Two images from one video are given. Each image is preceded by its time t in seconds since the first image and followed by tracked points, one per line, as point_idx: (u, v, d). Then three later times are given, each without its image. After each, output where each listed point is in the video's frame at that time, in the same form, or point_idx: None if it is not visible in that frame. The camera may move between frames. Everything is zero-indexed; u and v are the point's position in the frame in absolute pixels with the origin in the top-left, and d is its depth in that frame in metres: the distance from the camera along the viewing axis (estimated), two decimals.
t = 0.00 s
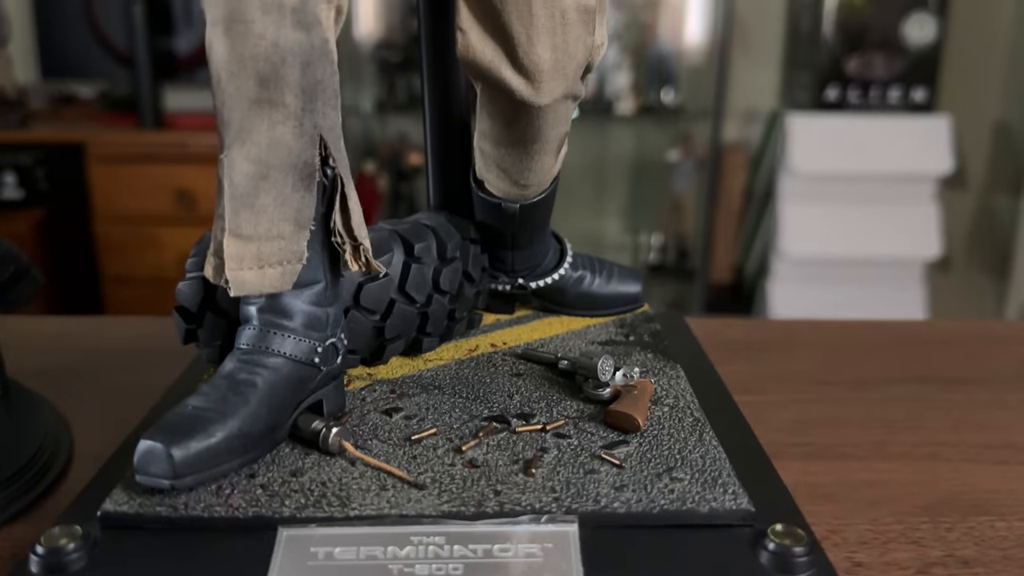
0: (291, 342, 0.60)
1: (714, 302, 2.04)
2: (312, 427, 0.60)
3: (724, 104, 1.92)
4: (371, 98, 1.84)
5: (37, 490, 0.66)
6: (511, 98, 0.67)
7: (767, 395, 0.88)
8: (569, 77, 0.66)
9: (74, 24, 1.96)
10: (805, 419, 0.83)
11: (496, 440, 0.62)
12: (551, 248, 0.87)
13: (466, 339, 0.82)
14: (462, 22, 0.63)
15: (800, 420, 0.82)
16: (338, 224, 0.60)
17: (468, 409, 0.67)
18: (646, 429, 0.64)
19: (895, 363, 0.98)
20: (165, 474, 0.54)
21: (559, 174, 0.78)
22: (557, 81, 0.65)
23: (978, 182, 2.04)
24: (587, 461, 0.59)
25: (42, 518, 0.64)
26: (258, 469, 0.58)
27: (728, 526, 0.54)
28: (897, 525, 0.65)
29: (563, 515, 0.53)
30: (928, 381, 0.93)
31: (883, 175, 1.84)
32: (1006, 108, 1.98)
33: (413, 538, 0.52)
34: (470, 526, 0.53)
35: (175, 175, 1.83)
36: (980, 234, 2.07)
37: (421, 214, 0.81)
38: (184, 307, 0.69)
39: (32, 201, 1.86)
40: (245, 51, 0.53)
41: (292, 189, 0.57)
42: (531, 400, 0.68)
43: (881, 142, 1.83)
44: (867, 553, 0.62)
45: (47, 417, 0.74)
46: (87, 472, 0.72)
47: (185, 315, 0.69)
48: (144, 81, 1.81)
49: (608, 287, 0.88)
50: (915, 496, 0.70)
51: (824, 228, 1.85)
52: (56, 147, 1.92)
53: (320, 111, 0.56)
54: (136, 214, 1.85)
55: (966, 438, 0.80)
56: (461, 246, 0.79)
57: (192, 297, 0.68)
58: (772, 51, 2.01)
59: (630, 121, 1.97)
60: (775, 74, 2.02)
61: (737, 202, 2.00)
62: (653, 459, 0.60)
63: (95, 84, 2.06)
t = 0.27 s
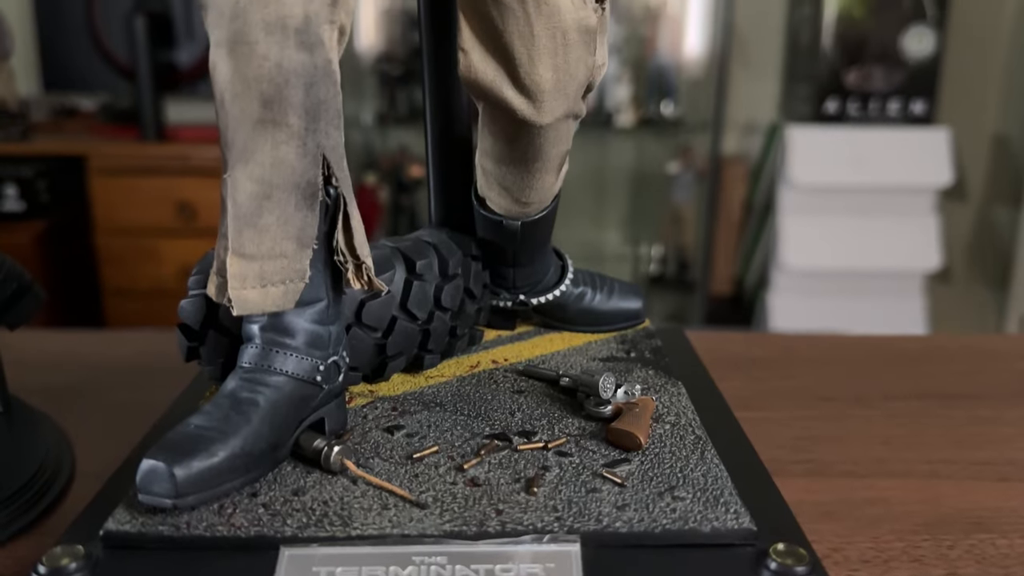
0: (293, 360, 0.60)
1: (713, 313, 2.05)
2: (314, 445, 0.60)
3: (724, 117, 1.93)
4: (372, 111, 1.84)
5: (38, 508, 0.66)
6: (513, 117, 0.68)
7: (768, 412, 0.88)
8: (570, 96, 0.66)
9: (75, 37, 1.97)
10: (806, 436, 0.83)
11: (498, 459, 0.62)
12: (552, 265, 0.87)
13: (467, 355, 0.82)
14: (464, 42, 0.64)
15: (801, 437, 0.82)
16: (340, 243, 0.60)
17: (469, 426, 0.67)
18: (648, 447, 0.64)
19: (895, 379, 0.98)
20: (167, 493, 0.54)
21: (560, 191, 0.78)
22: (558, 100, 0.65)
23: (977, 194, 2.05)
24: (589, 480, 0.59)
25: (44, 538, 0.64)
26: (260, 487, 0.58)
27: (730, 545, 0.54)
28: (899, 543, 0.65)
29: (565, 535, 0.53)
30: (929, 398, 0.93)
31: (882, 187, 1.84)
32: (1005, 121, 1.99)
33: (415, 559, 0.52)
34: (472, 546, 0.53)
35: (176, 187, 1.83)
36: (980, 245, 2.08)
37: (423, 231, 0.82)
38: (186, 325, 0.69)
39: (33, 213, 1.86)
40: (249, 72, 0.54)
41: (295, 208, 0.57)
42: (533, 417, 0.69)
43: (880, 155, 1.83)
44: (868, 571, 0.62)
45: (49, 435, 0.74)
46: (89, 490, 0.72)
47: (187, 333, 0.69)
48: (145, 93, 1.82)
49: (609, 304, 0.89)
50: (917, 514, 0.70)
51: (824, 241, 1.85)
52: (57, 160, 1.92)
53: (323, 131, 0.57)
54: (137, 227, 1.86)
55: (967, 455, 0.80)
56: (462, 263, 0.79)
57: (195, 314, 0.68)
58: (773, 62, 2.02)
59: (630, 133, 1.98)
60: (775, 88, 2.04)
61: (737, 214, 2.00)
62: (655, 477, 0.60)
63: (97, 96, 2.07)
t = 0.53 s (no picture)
0: (294, 379, 0.61)
1: (713, 326, 2.05)
2: (315, 464, 0.60)
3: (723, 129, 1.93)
4: (373, 123, 1.85)
5: (39, 526, 0.66)
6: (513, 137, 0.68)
7: (768, 428, 0.88)
8: (570, 116, 0.66)
9: (77, 50, 1.98)
10: (806, 452, 0.83)
11: (499, 477, 0.62)
12: (552, 281, 0.88)
13: (468, 372, 0.82)
14: (465, 62, 0.65)
15: (802, 453, 0.82)
16: (342, 262, 0.61)
17: (470, 444, 0.67)
18: (648, 465, 0.64)
19: (895, 395, 0.98)
20: (169, 512, 0.54)
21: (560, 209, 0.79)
22: (558, 120, 0.66)
23: (976, 206, 2.05)
24: (589, 499, 0.59)
25: (44, 557, 0.65)
26: (262, 506, 0.58)
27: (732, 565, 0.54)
28: (899, 561, 0.65)
29: (566, 555, 0.53)
30: (929, 413, 0.93)
31: (881, 199, 1.85)
32: (1004, 133, 2.00)
33: None
34: (473, 566, 0.53)
35: (177, 200, 1.83)
36: (980, 257, 2.08)
37: (424, 248, 0.82)
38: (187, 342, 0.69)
39: (34, 225, 1.87)
40: (252, 93, 0.54)
41: (297, 228, 0.58)
42: (534, 435, 0.69)
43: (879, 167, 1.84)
44: None
45: (50, 452, 0.74)
46: (89, 508, 0.72)
47: (188, 350, 0.69)
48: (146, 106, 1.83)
49: (609, 320, 0.89)
50: (917, 531, 0.70)
51: (824, 252, 1.85)
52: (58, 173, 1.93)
53: (324, 151, 0.57)
54: (137, 239, 1.86)
55: (967, 471, 0.80)
56: (463, 280, 0.79)
57: (196, 331, 0.68)
58: (772, 76, 2.01)
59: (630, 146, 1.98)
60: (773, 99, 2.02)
61: (737, 225, 2.02)
62: (656, 496, 0.60)
63: (98, 109, 2.08)
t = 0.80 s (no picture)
0: (294, 396, 0.61)
1: (713, 338, 2.06)
2: (315, 481, 0.60)
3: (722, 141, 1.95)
4: (373, 135, 1.86)
5: (38, 542, 0.66)
6: (513, 155, 0.69)
7: (768, 443, 0.88)
8: (569, 133, 0.67)
9: (77, 64, 1.99)
10: (805, 468, 0.83)
11: (498, 494, 0.62)
12: (552, 296, 0.88)
13: (467, 388, 0.82)
14: (464, 80, 0.65)
15: (801, 469, 0.83)
16: (342, 280, 0.61)
17: (469, 461, 0.67)
18: (648, 482, 0.64)
19: (894, 410, 0.98)
20: (169, 530, 0.54)
21: (560, 226, 0.79)
22: (558, 137, 0.66)
23: (975, 218, 2.06)
24: (589, 516, 0.59)
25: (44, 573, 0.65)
26: (262, 524, 0.59)
27: None
28: None
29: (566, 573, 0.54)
30: (928, 428, 0.93)
31: (880, 210, 1.85)
32: (1002, 144, 2.00)
33: None
34: None
35: (178, 211, 1.84)
36: (979, 268, 2.09)
37: (423, 264, 0.82)
38: (187, 358, 0.69)
39: (34, 237, 1.87)
40: (253, 113, 0.55)
41: (298, 246, 0.58)
42: (533, 451, 0.69)
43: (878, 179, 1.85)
44: None
45: (50, 468, 0.75)
46: (89, 525, 0.72)
47: (189, 367, 0.70)
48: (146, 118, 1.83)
49: (609, 335, 0.89)
50: (916, 547, 0.70)
51: (823, 263, 1.86)
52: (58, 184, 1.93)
53: (325, 170, 0.58)
54: (137, 251, 1.86)
55: (966, 487, 0.80)
56: (463, 296, 0.80)
57: (196, 348, 0.69)
58: (770, 88, 2.01)
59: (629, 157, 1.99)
60: (771, 112, 2.03)
61: (736, 236, 2.01)
62: (655, 513, 0.60)
63: (98, 120, 2.09)
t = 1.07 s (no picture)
0: (294, 413, 0.61)
1: (713, 351, 2.04)
2: (315, 497, 0.60)
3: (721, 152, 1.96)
4: (372, 147, 1.87)
5: (38, 559, 0.67)
6: (513, 173, 0.69)
7: (767, 458, 0.88)
8: (568, 150, 0.67)
9: (78, 76, 2.00)
10: (805, 483, 0.83)
11: (498, 511, 0.62)
12: (551, 311, 0.88)
13: (467, 403, 0.82)
14: (465, 98, 0.66)
15: (800, 484, 0.83)
16: (342, 296, 0.61)
17: (469, 477, 0.67)
18: (647, 498, 0.64)
19: (894, 424, 0.98)
20: (169, 547, 0.54)
21: (560, 242, 0.80)
22: (557, 155, 0.67)
23: (974, 229, 2.06)
24: (589, 533, 0.60)
25: None
26: (262, 541, 0.59)
27: None
28: None
29: None
30: (927, 443, 0.93)
31: (879, 222, 1.86)
32: (1000, 155, 2.02)
33: None
34: None
35: (178, 223, 1.84)
36: (978, 278, 2.09)
37: (423, 279, 0.82)
38: (188, 374, 0.69)
39: (32, 249, 1.87)
40: (254, 132, 0.55)
41: (298, 264, 0.58)
42: (533, 467, 0.69)
43: (876, 190, 1.86)
44: None
45: (50, 484, 0.75)
46: (89, 541, 0.72)
47: (189, 384, 0.70)
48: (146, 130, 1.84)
49: (608, 349, 0.89)
50: (916, 563, 0.70)
51: (822, 274, 1.86)
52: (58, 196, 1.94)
53: (326, 187, 0.58)
54: (136, 262, 1.87)
55: (966, 501, 0.81)
56: (463, 311, 0.80)
57: (196, 364, 0.69)
58: (769, 100, 2.01)
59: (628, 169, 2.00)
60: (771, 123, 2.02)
61: (735, 248, 2.02)
62: (655, 530, 0.60)
63: (98, 132, 2.09)
